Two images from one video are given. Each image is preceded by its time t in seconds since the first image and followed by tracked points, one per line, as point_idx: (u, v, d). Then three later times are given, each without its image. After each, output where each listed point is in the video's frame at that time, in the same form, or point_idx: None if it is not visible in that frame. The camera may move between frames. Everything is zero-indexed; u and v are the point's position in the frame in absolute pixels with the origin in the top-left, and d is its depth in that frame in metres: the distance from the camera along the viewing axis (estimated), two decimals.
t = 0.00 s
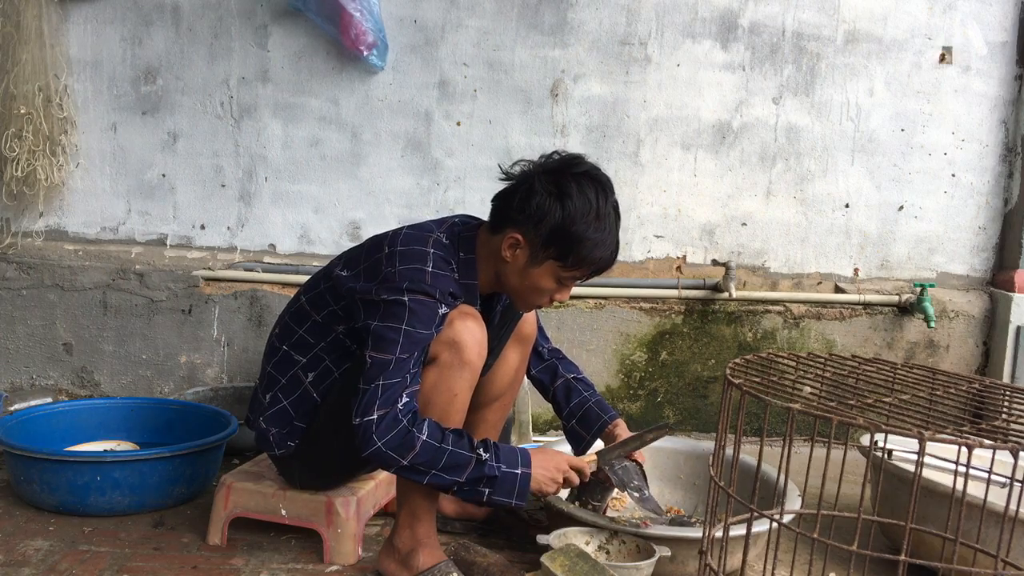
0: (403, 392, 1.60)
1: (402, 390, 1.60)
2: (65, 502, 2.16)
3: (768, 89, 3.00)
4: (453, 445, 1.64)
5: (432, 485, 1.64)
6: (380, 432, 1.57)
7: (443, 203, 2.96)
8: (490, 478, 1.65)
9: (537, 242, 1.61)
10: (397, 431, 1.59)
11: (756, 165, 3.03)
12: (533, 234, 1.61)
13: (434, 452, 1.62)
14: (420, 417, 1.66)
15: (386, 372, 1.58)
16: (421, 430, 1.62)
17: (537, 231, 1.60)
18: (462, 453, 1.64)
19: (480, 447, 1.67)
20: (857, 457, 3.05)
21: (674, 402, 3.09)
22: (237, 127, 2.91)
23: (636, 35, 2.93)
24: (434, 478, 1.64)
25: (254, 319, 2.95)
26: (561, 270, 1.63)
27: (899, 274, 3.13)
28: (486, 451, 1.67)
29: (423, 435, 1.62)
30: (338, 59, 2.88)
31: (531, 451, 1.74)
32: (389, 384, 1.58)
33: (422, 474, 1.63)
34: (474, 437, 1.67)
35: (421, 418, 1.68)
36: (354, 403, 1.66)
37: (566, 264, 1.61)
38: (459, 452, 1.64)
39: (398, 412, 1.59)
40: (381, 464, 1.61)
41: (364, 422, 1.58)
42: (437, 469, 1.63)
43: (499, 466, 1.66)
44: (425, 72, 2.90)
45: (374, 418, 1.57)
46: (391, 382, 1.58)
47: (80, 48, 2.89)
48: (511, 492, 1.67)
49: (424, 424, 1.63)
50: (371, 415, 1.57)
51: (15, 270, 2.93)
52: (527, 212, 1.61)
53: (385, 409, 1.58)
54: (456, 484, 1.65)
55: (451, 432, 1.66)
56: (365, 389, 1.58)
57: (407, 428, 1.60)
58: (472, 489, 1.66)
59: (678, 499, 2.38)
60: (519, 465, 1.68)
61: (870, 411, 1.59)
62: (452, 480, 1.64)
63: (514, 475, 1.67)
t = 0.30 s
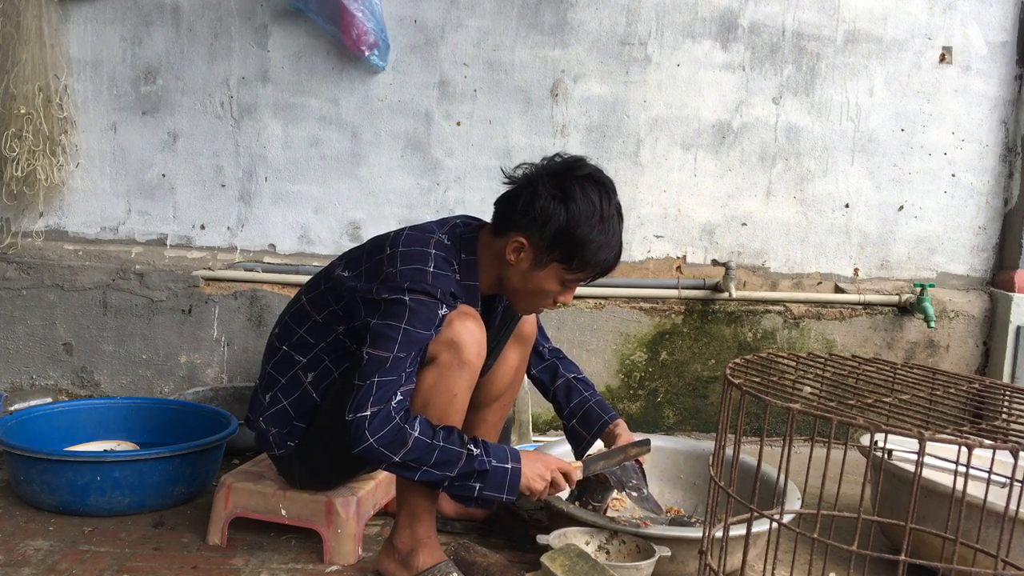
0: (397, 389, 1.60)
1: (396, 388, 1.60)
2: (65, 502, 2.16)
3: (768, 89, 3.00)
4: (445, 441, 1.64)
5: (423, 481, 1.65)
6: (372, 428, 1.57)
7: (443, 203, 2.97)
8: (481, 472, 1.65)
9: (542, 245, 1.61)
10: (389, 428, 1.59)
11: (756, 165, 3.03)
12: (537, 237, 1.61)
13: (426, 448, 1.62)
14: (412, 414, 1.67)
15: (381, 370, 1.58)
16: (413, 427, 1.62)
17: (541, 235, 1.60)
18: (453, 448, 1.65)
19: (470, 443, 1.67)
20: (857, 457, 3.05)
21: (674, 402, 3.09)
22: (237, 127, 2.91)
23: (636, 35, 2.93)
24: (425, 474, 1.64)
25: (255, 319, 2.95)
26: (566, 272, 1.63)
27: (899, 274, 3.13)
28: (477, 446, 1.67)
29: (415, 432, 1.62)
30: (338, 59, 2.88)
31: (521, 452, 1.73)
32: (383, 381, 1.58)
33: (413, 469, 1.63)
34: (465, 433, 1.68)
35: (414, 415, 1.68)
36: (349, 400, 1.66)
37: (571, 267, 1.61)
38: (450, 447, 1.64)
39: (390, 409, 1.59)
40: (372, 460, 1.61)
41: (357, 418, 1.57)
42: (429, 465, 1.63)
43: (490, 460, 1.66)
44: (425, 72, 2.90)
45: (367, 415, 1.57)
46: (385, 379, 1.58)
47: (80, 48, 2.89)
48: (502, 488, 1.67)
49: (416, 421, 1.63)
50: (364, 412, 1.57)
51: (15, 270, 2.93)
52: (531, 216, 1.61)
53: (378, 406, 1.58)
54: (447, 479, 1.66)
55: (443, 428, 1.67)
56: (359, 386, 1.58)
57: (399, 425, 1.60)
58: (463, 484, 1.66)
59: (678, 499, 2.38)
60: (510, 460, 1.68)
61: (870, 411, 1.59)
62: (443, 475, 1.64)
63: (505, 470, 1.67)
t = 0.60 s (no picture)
0: (413, 390, 1.60)
1: (412, 390, 1.60)
2: (65, 503, 2.16)
3: (768, 89, 3.00)
4: (463, 437, 1.64)
5: (448, 478, 1.65)
6: (394, 434, 1.58)
7: (443, 203, 2.96)
8: (501, 464, 1.66)
9: (538, 243, 1.61)
10: (410, 430, 1.59)
11: (756, 165, 3.03)
12: (534, 235, 1.61)
13: (447, 446, 1.62)
14: (428, 414, 1.67)
15: (396, 373, 1.58)
16: (433, 427, 1.62)
17: (538, 233, 1.60)
18: (472, 443, 1.65)
19: (487, 435, 1.67)
20: (857, 457, 3.05)
21: (674, 402, 3.09)
22: (237, 127, 2.91)
23: (636, 35, 2.93)
24: (449, 472, 1.64)
25: (255, 319, 2.95)
26: (563, 270, 1.63)
27: (899, 274, 3.13)
28: (493, 438, 1.67)
29: (434, 430, 1.62)
30: (338, 59, 2.88)
31: (535, 442, 1.73)
32: (399, 385, 1.58)
33: (437, 469, 1.63)
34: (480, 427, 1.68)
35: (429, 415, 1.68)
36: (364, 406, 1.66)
37: (569, 265, 1.61)
38: (469, 443, 1.64)
39: (409, 412, 1.59)
40: (397, 465, 1.62)
41: (377, 425, 1.58)
42: (452, 462, 1.64)
43: (508, 450, 1.67)
44: (425, 71, 2.90)
45: (387, 420, 1.57)
46: (401, 382, 1.58)
47: (80, 48, 2.89)
48: (523, 476, 1.67)
49: (433, 420, 1.63)
50: (383, 418, 1.57)
51: (15, 270, 2.93)
52: (527, 214, 1.61)
53: (397, 410, 1.58)
54: (470, 474, 1.66)
55: (459, 425, 1.67)
56: (375, 392, 1.58)
57: (419, 426, 1.60)
58: (486, 477, 1.67)
59: (679, 499, 2.38)
60: (526, 448, 1.68)
61: (870, 411, 1.59)
62: (467, 470, 1.64)
63: (523, 458, 1.67)
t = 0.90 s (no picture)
0: (399, 386, 1.60)
1: (398, 386, 1.60)
2: (65, 502, 2.16)
3: (768, 89, 3.00)
4: (446, 439, 1.65)
5: (425, 479, 1.66)
6: (376, 426, 1.57)
7: (443, 203, 2.96)
8: (480, 470, 1.66)
9: (536, 245, 1.61)
10: (392, 425, 1.59)
11: (756, 165, 3.03)
12: (531, 237, 1.61)
13: (428, 445, 1.63)
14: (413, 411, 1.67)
15: (384, 367, 1.58)
16: (416, 425, 1.62)
17: (536, 235, 1.60)
18: (454, 446, 1.65)
19: (470, 441, 1.67)
20: (857, 457, 3.05)
21: (674, 402, 3.09)
22: (237, 127, 2.91)
23: (636, 36, 2.93)
24: (427, 472, 1.65)
25: (255, 319, 2.95)
26: (562, 271, 1.62)
27: (899, 274, 3.12)
28: (476, 444, 1.67)
29: (416, 429, 1.62)
30: (338, 59, 2.88)
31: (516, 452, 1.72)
32: (386, 379, 1.58)
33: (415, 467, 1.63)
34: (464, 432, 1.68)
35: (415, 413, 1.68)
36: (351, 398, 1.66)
37: (566, 266, 1.61)
38: (451, 445, 1.65)
39: (394, 407, 1.59)
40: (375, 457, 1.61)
41: (360, 415, 1.57)
42: (430, 462, 1.64)
43: (489, 458, 1.66)
44: (425, 72, 2.90)
45: (370, 412, 1.57)
46: (388, 376, 1.58)
47: (80, 48, 2.89)
48: (501, 485, 1.67)
49: (417, 419, 1.63)
50: (367, 409, 1.57)
51: (15, 270, 2.93)
52: (525, 215, 1.61)
53: (382, 404, 1.58)
54: (448, 477, 1.66)
55: (443, 426, 1.67)
56: (362, 383, 1.58)
57: (402, 423, 1.60)
58: (462, 482, 1.66)
59: (679, 499, 2.38)
60: (508, 458, 1.68)
61: (870, 411, 1.59)
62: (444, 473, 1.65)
63: (503, 467, 1.67)
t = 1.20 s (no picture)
0: (402, 390, 1.60)
1: (402, 389, 1.60)
2: (65, 503, 2.16)
3: (768, 89, 3.00)
4: (450, 443, 1.65)
5: (427, 482, 1.65)
6: (380, 430, 1.57)
7: (443, 203, 2.96)
8: (484, 474, 1.65)
9: (530, 243, 1.61)
10: (396, 429, 1.59)
11: (756, 165, 3.03)
12: (526, 235, 1.61)
13: (432, 449, 1.62)
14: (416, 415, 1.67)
15: (387, 370, 1.58)
16: (420, 428, 1.62)
17: (530, 233, 1.60)
18: (458, 450, 1.65)
19: (474, 444, 1.67)
20: (857, 456, 3.06)
21: (674, 402, 3.09)
22: (237, 127, 2.91)
23: (636, 35, 2.93)
24: (430, 476, 1.64)
25: (255, 319, 2.95)
26: (557, 270, 1.62)
27: (899, 274, 3.13)
28: (479, 448, 1.67)
29: (421, 433, 1.62)
30: (338, 59, 2.88)
31: (520, 455, 1.72)
32: (389, 382, 1.58)
33: (418, 471, 1.63)
34: (468, 435, 1.68)
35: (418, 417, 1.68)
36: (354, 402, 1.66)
37: (562, 264, 1.61)
38: (455, 449, 1.65)
39: (397, 411, 1.59)
40: (378, 462, 1.61)
41: (364, 420, 1.57)
42: (434, 466, 1.63)
43: (493, 462, 1.66)
44: (425, 72, 2.90)
45: (374, 416, 1.57)
46: (391, 380, 1.58)
47: (80, 48, 2.89)
48: (503, 489, 1.67)
49: (421, 422, 1.63)
50: (371, 413, 1.57)
51: (15, 270, 2.93)
52: (519, 214, 1.61)
53: (385, 408, 1.58)
54: (451, 481, 1.65)
55: (446, 430, 1.67)
56: (365, 387, 1.58)
57: (406, 426, 1.60)
58: (466, 486, 1.66)
59: (679, 499, 2.38)
60: (511, 461, 1.68)
61: (870, 411, 1.59)
62: (448, 477, 1.64)
63: (507, 471, 1.67)
